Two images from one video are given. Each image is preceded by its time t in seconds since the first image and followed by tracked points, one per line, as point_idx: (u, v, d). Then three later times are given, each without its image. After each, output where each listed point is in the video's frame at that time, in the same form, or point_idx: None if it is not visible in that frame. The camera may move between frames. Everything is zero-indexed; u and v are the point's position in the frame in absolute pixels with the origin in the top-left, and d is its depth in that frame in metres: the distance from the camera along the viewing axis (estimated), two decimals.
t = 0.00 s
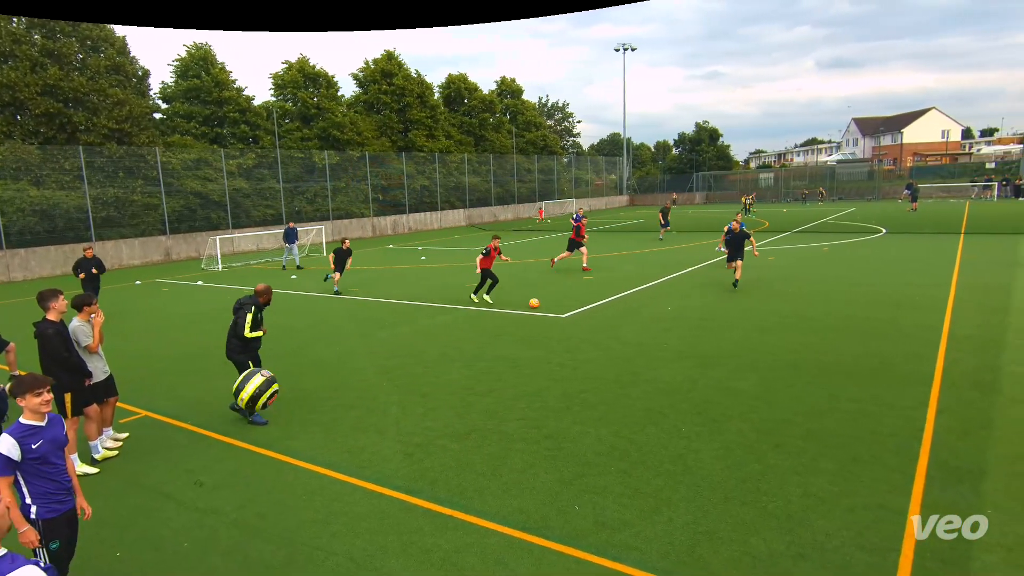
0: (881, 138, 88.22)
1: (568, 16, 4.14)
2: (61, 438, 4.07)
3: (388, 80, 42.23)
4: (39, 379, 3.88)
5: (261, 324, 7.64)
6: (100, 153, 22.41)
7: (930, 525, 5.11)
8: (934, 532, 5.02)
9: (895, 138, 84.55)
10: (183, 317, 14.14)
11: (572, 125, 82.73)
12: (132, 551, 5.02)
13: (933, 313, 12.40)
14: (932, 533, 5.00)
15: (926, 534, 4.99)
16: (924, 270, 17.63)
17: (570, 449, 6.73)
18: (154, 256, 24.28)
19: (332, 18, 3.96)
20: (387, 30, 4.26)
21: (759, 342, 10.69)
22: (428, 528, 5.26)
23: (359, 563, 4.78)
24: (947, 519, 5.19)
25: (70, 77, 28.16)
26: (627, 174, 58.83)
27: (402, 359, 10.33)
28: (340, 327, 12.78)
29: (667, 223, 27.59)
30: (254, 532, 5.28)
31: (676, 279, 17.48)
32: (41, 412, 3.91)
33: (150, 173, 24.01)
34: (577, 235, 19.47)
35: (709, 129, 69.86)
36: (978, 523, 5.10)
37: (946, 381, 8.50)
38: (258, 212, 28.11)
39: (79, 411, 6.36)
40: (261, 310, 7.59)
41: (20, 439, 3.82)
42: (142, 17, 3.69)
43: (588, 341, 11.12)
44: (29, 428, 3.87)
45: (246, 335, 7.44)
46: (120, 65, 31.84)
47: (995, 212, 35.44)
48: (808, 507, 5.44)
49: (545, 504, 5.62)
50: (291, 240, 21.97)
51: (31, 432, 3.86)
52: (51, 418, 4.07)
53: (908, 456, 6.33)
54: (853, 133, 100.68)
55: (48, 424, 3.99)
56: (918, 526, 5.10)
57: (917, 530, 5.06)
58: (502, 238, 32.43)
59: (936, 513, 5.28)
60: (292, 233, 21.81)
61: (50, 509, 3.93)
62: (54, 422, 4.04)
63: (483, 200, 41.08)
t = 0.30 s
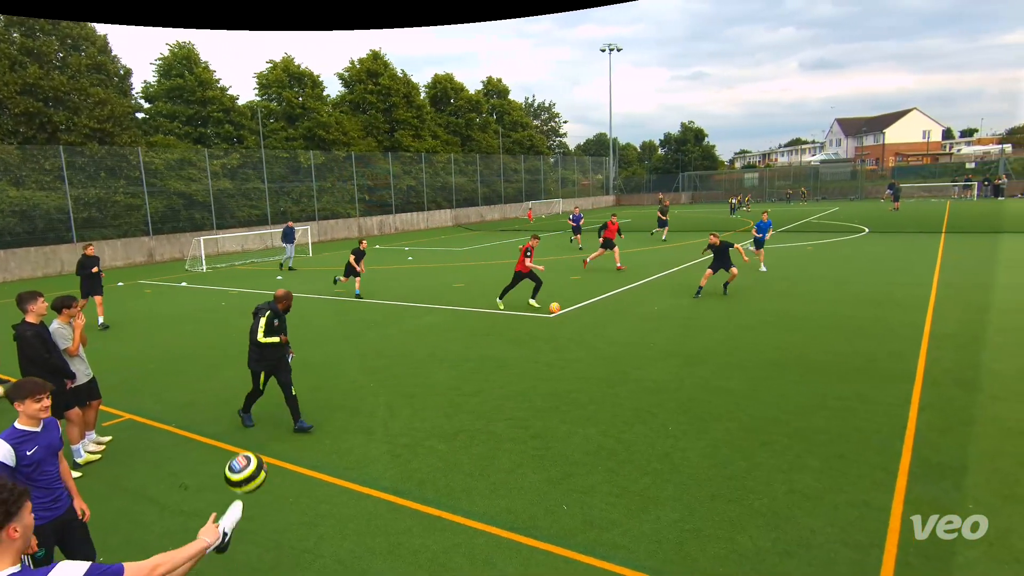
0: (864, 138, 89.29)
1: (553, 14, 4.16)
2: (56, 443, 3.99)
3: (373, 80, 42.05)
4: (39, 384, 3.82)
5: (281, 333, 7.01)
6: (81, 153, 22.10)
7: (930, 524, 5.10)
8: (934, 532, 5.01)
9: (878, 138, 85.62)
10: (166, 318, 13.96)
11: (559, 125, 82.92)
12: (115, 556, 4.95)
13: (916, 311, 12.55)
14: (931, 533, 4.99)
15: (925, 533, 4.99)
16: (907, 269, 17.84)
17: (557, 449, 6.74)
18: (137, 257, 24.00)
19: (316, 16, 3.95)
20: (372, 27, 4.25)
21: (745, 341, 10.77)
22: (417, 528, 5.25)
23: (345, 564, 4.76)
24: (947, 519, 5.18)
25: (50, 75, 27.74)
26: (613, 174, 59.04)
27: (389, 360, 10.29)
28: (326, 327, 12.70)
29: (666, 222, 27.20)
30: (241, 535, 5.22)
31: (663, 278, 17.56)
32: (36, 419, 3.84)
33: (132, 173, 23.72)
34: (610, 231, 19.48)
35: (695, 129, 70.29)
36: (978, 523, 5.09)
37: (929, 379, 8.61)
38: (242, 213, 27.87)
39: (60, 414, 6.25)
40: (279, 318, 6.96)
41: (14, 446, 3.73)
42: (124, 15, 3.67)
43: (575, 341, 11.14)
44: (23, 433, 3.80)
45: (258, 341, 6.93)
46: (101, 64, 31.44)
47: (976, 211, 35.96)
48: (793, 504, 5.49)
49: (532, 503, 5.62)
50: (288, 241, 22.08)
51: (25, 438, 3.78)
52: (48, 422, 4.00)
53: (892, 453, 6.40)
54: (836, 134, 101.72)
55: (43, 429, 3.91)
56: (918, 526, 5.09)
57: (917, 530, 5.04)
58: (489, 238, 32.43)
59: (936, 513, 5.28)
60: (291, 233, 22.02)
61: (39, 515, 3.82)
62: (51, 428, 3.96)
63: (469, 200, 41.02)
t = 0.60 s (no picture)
0: (847, 138, 90.28)
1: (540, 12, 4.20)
2: (62, 444, 3.91)
3: (359, 80, 41.86)
4: (45, 385, 3.71)
5: (303, 334, 6.75)
6: (62, 153, 21.80)
7: (931, 525, 5.09)
8: (935, 532, 4.99)
9: (860, 139, 86.66)
10: (151, 320, 13.82)
11: (546, 125, 83.08)
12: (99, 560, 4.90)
13: (898, 309, 12.72)
14: (932, 533, 4.98)
15: (926, 534, 4.97)
16: (889, 267, 18.07)
17: (545, 449, 6.75)
18: (120, 259, 23.72)
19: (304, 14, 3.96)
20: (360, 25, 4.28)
21: (731, 340, 10.86)
22: (404, 529, 5.23)
23: (333, 567, 4.74)
24: (948, 519, 5.17)
25: (30, 74, 27.35)
26: (600, 174, 59.23)
27: (376, 360, 10.26)
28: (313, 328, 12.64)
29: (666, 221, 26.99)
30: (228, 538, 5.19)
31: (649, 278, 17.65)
32: (41, 419, 3.75)
33: (115, 173, 23.44)
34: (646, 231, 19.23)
35: (681, 129, 70.68)
36: (978, 523, 5.10)
37: (912, 376, 8.72)
38: (227, 213, 27.62)
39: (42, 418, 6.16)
40: (302, 319, 6.70)
41: (17, 448, 3.65)
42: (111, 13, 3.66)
43: (562, 340, 11.17)
44: (27, 435, 3.71)
45: (279, 343, 6.67)
46: (82, 63, 31.05)
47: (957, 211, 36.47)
48: (779, 501, 5.54)
49: (521, 503, 5.62)
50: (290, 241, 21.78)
51: (29, 439, 3.69)
52: (53, 423, 3.91)
53: (875, 449, 6.48)
54: (820, 134, 102.69)
55: (48, 431, 3.83)
56: (919, 526, 5.07)
57: (917, 530, 5.03)
58: (476, 238, 32.41)
59: (936, 513, 5.26)
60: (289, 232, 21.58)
61: (39, 518, 3.72)
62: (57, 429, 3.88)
63: (456, 200, 40.95)
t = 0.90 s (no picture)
0: (834, 138, 91.08)
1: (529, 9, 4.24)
2: (68, 442, 3.88)
3: (348, 79, 41.69)
4: (50, 380, 3.70)
5: (330, 336, 6.37)
6: (46, 153, 21.55)
7: (931, 524, 5.07)
8: (934, 532, 4.98)
9: (847, 139, 87.54)
10: (138, 322, 13.70)
11: (535, 125, 83.20)
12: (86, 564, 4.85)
13: (884, 308, 12.85)
14: (933, 533, 4.95)
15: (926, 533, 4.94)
16: (876, 266, 18.24)
17: (535, 449, 6.75)
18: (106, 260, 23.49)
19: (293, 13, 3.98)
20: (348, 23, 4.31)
21: (720, 339, 10.92)
22: (394, 531, 5.22)
23: (324, 568, 4.72)
24: (947, 518, 5.14)
25: (14, 73, 27.02)
26: (589, 174, 59.37)
27: (366, 361, 10.22)
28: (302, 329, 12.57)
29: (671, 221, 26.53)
30: (216, 540, 5.16)
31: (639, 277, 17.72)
32: (47, 416, 3.73)
33: (100, 173, 23.20)
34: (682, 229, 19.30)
35: (669, 130, 70.99)
36: (978, 523, 5.06)
37: (898, 374, 8.81)
38: (214, 213, 27.43)
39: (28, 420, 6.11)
40: (327, 319, 6.34)
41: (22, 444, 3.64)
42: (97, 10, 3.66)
43: (552, 340, 11.18)
44: (31, 432, 3.70)
45: (307, 347, 6.31)
46: (66, 62, 30.72)
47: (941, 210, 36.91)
48: (768, 499, 5.58)
49: (512, 503, 5.62)
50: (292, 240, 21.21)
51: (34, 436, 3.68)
52: (59, 421, 3.89)
53: (862, 447, 6.55)
54: (807, 134, 103.50)
55: (53, 428, 3.81)
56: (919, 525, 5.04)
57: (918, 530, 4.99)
58: (465, 238, 32.39)
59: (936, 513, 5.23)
60: (292, 232, 21.18)
61: (47, 516, 3.67)
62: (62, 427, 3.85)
63: (445, 200, 40.89)
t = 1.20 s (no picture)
0: (823, 138, 91.69)
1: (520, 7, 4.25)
2: (57, 446, 3.83)
3: (338, 79, 41.50)
4: (45, 383, 3.65)
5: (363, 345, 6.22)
6: (33, 152, 21.32)
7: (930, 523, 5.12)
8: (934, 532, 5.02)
9: (835, 139, 88.14)
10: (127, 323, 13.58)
11: (526, 125, 83.22)
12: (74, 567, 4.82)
13: (873, 306, 12.95)
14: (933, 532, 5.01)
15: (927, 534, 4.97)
16: (865, 265, 18.36)
17: (527, 449, 6.76)
18: (93, 261, 23.29)
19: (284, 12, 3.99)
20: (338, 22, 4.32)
21: (710, 338, 10.97)
22: (386, 531, 5.21)
23: (316, 569, 4.71)
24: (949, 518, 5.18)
25: None
26: (580, 174, 59.44)
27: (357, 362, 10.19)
28: (293, 330, 12.51)
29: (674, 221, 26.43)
30: (206, 543, 5.13)
31: (630, 277, 17.76)
32: (40, 419, 3.68)
33: (87, 173, 22.98)
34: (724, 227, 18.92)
35: (660, 130, 71.20)
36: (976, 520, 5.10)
37: (887, 372, 8.89)
38: (203, 214, 27.24)
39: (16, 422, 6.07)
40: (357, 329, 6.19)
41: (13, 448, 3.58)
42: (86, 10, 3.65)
43: (543, 340, 11.20)
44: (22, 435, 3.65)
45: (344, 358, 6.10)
46: (53, 61, 30.42)
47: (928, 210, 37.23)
48: (758, 497, 5.61)
49: (504, 503, 5.63)
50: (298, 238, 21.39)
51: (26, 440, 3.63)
52: (48, 424, 3.84)
53: (851, 445, 6.60)
54: (797, 134, 104.09)
55: (42, 432, 3.75)
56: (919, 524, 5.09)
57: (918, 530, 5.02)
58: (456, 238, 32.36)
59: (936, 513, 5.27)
60: (298, 233, 21.13)
61: (40, 520, 3.65)
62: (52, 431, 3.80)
63: (436, 200, 40.82)
